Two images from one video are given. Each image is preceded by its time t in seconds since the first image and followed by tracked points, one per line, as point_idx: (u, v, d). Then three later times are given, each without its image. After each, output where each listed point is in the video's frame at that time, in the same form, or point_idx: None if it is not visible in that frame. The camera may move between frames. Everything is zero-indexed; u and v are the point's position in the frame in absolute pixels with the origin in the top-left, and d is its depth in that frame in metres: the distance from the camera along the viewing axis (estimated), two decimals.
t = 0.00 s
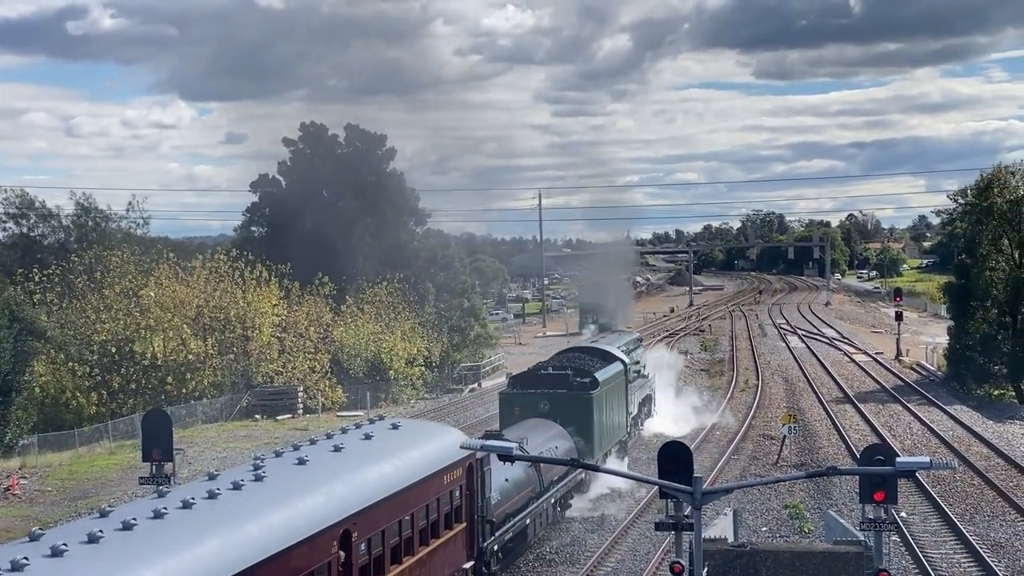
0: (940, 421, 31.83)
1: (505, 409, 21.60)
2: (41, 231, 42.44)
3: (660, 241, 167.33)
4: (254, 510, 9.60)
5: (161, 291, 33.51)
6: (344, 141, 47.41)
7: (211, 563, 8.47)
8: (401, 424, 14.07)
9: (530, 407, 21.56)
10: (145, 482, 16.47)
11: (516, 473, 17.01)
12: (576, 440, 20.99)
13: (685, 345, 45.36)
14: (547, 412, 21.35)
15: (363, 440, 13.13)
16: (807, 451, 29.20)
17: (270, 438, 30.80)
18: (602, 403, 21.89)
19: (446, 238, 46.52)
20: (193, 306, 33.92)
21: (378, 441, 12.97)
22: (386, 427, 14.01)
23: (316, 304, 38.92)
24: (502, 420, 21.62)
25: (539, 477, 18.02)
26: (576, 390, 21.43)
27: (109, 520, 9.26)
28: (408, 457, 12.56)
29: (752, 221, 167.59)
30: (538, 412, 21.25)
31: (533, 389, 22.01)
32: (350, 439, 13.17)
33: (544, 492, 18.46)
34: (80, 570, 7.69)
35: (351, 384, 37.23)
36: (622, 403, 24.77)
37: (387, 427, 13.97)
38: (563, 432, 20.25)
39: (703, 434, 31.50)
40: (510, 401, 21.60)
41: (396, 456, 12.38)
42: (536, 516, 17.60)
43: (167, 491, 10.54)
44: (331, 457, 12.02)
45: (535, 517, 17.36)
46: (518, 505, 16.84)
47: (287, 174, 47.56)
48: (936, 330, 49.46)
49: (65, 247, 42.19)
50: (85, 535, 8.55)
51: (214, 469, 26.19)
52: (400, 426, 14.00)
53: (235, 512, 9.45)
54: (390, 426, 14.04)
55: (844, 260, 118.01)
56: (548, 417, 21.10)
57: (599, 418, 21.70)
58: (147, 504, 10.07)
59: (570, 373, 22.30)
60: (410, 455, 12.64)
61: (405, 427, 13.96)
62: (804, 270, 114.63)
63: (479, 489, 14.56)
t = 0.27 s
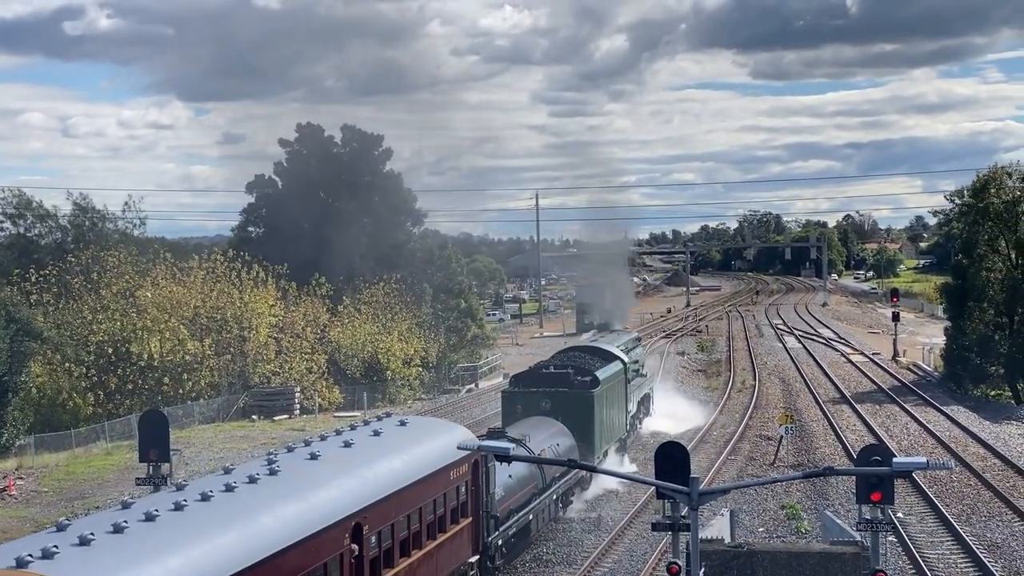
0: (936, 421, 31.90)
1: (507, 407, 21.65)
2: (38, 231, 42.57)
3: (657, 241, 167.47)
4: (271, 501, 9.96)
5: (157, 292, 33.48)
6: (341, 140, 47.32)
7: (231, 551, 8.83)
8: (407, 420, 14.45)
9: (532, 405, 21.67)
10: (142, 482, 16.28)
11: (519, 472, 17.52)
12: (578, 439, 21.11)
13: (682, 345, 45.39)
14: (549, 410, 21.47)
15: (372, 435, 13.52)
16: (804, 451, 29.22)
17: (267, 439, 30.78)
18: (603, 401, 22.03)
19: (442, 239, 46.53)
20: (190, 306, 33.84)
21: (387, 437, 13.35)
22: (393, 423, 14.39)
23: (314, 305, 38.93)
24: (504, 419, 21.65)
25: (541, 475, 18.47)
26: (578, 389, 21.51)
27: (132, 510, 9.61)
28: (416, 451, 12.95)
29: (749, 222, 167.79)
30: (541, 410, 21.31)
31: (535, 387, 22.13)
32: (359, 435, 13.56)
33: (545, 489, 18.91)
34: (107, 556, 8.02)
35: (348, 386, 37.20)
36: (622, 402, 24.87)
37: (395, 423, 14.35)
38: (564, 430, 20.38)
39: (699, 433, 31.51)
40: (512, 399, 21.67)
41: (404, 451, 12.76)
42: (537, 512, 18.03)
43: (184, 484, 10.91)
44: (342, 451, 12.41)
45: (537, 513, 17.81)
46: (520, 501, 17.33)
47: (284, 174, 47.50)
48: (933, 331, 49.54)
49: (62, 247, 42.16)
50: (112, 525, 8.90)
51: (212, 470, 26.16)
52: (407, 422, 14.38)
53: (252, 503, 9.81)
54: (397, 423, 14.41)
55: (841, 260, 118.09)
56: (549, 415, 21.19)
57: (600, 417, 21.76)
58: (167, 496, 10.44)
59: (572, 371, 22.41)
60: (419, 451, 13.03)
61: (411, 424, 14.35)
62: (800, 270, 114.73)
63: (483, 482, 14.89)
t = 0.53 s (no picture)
0: (933, 421, 31.95)
1: (509, 407, 21.89)
2: (37, 231, 42.74)
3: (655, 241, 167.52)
4: (287, 494, 10.26)
5: (155, 292, 33.53)
6: (338, 141, 47.28)
7: (250, 541, 9.13)
8: (415, 417, 14.81)
9: (534, 405, 21.93)
10: (140, 483, 16.24)
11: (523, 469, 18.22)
12: (580, 437, 21.45)
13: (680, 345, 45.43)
14: (551, 410, 21.79)
15: (382, 430, 13.88)
16: (802, 451, 29.23)
17: (265, 439, 30.78)
18: (603, 399, 22.23)
19: (440, 239, 46.44)
20: (188, 305, 33.79)
21: (397, 432, 13.71)
22: (402, 419, 14.74)
23: (313, 306, 38.91)
24: (506, 418, 21.93)
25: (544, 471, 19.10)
26: (579, 388, 21.80)
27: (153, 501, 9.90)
28: (425, 447, 13.32)
29: (747, 222, 167.95)
30: (543, 409, 21.65)
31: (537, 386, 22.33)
32: (369, 429, 13.91)
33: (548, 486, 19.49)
34: (132, 544, 8.28)
35: (347, 386, 37.14)
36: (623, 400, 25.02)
37: (403, 419, 14.71)
38: (566, 428, 20.58)
39: (697, 434, 31.53)
40: (514, 398, 21.90)
41: (413, 446, 13.10)
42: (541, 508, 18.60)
43: (203, 476, 11.17)
44: (354, 445, 12.76)
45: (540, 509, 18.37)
46: (526, 496, 17.88)
47: (282, 175, 47.60)
48: (931, 331, 49.59)
49: (60, 247, 42.18)
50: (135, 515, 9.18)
51: (210, 469, 26.15)
52: (414, 418, 14.74)
53: (269, 495, 10.11)
54: (406, 419, 14.77)
55: (840, 260, 118.07)
56: (551, 414, 21.44)
57: (601, 415, 22.03)
58: (187, 488, 10.77)
59: (573, 369, 22.40)
60: (428, 446, 13.40)
61: (419, 420, 14.71)
62: (799, 270, 114.76)
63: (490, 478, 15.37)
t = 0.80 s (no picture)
0: (932, 420, 31.94)
1: (512, 403, 21.96)
2: (35, 231, 42.72)
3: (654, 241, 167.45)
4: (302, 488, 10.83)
5: (153, 292, 33.55)
6: (336, 141, 47.44)
7: (268, 533, 9.71)
8: (423, 415, 15.39)
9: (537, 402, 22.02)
10: (139, 483, 16.22)
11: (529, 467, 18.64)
12: (583, 435, 21.50)
13: (679, 345, 45.44)
14: (555, 407, 21.87)
15: (392, 426, 14.48)
16: (801, 451, 29.23)
17: (264, 439, 30.77)
18: (606, 396, 22.34)
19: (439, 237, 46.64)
20: (187, 304, 33.89)
21: (406, 428, 14.30)
22: (410, 416, 15.31)
23: (311, 307, 38.91)
24: (510, 416, 22.00)
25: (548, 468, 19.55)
26: (583, 386, 21.92)
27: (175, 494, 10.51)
28: (433, 442, 13.93)
29: (746, 222, 167.92)
30: (546, 406, 21.74)
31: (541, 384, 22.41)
32: (380, 425, 14.50)
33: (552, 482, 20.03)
34: (157, 534, 8.86)
35: (346, 386, 37.16)
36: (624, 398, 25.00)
37: (412, 416, 15.28)
38: (570, 425, 20.69)
39: (696, 434, 31.54)
40: (518, 395, 21.98)
41: (422, 442, 13.69)
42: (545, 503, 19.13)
43: (222, 471, 11.73)
44: (365, 441, 13.35)
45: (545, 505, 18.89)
46: (530, 491, 18.48)
47: (280, 175, 47.67)
48: (930, 331, 49.60)
49: (59, 246, 42.19)
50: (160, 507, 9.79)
51: (209, 469, 26.15)
52: (423, 416, 15.32)
53: (286, 488, 10.69)
54: (414, 416, 15.34)
55: (839, 260, 117.97)
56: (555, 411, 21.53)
57: (603, 414, 22.20)
58: (206, 480, 11.34)
59: (575, 367, 22.46)
60: (436, 442, 14.01)
61: (428, 417, 15.29)
62: (798, 270, 114.69)
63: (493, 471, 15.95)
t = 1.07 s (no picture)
0: (932, 420, 31.94)
1: (517, 402, 22.13)
2: (35, 231, 42.74)
3: (654, 241, 167.39)
4: (317, 481, 11.25)
5: (153, 292, 33.55)
6: (335, 141, 47.51)
7: (286, 525, 10.15)
8: (431, 410, 15.75)
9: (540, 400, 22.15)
10: (138, 483, 16.17)
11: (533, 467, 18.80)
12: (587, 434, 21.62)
13: (679, 345, 45.43)
14: (558, 405, 22.02)
15: (401, 422, 14.87)
16: (800, 451, 29.22)
17: (264, 439, 30.75)
18: (608, 394, 22.44)
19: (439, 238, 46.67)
20: (186, 304, 33.95)
21: (415, 424, 14.69)
22: (418, 412, 15.68)
23: (311, 306, 38.92)
24: (514, 414, 22.16)
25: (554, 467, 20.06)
26: (586, 384, 21.97)
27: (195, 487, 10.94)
28: (441, 438, 14.34)
29: (746, 222, 167.90)
30: (549, 404, 21.90)
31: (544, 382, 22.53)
32: (389, 420, 14.88)
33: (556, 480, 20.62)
34: (179, 525, 9.29)
35: (346, 385, 37.19)
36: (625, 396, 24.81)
37: (420, 412, 15.65)
38: (573, 422, 20.82)
39: (696, 434, 31.51)
40: (522, 394, 22.14)
41: (430, 438, 14.08)
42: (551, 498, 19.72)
43: (239, 465, 12.11)
44: (376, 436, 13.75)
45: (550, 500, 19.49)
46: (535, 488, 19.07)
47: (280, 175, 47.72)
48: (929, 331, 49.61)
49: (59, 246, 42.21)
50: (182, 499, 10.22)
51: (208, 469, 26.15)
52: (430, 412, 15.68)
53: (302, 482, 11.12)
54: (422, 412, 15.69)
55: (839, 260, 117.88)
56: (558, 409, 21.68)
57: (606, 415, 22.34)
58: (224, 474, 11.73)
59: (578, 365, 22.48)
60: (444, 438, 14.41)
61: (435, 413, 15.67)
62: (797, 270, 114.63)
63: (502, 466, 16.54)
